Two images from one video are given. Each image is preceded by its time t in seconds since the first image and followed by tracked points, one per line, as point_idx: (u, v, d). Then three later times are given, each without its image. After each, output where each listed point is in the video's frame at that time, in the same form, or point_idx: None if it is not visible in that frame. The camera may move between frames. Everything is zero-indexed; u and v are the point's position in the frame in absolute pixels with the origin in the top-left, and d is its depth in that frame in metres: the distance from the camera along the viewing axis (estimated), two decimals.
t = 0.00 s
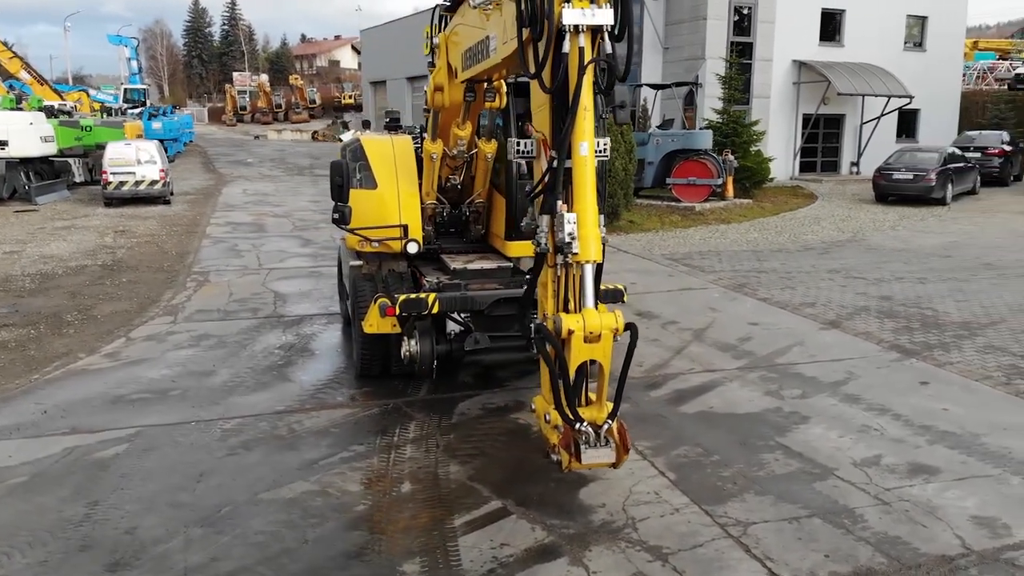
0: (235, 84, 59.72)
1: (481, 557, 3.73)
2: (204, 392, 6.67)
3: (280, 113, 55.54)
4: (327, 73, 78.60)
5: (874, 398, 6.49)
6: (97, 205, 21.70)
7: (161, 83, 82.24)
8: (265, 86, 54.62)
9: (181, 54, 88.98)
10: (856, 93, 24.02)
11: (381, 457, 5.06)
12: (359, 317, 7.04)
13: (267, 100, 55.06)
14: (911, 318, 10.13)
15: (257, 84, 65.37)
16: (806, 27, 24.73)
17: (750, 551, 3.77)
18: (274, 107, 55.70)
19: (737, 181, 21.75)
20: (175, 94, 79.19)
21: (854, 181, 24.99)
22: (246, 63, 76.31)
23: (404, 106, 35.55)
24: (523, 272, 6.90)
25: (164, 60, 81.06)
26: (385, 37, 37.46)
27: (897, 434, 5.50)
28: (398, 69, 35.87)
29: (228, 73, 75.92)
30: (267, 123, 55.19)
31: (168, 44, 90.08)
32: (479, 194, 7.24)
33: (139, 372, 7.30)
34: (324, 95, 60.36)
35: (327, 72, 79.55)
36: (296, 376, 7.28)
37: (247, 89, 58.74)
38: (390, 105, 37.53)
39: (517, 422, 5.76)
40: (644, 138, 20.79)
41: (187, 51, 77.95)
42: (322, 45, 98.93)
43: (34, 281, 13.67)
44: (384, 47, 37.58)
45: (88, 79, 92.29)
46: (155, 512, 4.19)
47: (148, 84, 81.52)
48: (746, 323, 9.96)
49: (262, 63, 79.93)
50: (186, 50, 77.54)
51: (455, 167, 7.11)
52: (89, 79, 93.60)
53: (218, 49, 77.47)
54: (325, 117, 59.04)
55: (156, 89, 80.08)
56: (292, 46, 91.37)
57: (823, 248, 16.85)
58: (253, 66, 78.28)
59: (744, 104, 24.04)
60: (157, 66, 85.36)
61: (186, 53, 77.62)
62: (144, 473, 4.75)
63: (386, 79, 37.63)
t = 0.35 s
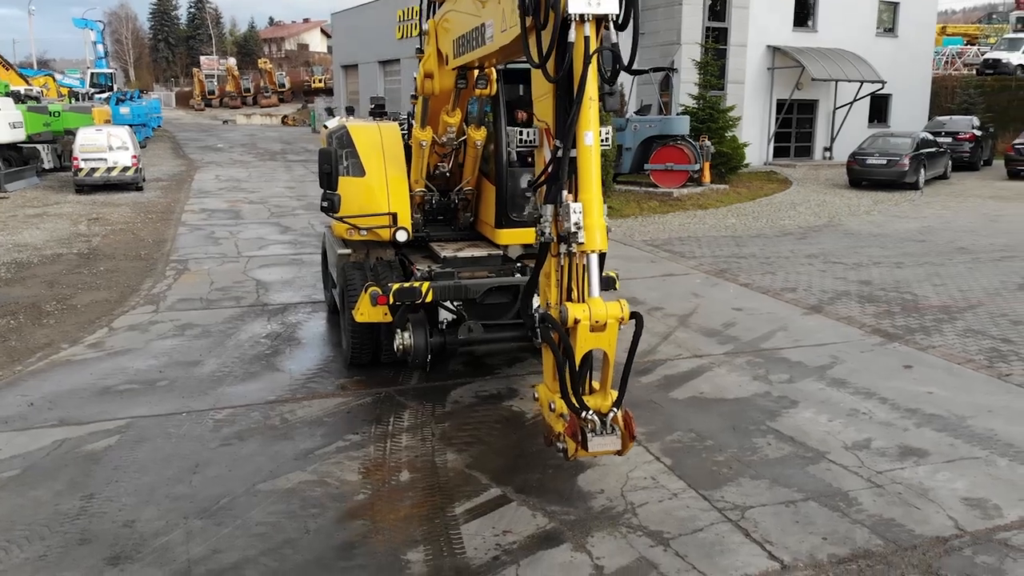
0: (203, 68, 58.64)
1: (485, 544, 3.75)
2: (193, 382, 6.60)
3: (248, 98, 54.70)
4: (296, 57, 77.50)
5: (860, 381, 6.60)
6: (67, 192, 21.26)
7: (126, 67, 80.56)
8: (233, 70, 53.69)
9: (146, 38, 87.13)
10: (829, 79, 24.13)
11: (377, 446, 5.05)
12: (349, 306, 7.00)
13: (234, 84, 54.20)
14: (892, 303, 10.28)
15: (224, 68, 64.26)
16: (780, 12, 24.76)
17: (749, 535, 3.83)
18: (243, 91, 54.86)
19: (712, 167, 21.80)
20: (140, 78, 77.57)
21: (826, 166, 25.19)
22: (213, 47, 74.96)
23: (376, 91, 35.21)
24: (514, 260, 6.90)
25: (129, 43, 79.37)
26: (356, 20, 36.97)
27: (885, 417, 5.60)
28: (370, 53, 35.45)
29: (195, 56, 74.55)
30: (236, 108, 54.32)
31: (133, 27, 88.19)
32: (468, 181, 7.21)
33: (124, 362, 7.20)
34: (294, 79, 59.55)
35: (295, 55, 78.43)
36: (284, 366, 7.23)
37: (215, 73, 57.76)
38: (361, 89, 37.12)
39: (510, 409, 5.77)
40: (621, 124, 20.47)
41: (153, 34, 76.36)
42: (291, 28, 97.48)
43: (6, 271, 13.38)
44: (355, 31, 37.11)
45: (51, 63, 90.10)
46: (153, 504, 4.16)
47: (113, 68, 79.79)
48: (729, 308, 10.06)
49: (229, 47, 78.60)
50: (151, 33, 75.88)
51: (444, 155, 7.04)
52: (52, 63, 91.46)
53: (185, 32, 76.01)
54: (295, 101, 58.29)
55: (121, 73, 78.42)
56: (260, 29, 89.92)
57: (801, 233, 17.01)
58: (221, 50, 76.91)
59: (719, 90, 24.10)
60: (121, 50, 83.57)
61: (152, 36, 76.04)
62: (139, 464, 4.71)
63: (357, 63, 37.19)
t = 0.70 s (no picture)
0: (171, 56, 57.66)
1: (489, 537, 3.77)
2: (182, 377, 6.53)
3: (217, 86, 53.89)
4: (265, 45, 76.43)
5: (847, 370, 6.70)
6: (38, 184, 20.84)
7: (91, 55, 78.93)
8: (201, 58, 52.79)
9: (111, 25, 85.38)
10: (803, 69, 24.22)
11: (374, 439, 5.04)
12: (340, 300, 6.96)
13: (203, 72, 53.34)
14: (872, 291, 10.43)
15: (192, 55, 63.15)
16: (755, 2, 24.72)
17: (750, 523, 3.88)
18: (211, 80, 54.03)
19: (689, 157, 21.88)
20: (106, 67, 76.08)
21: (800, 156, 25.38)
22: (181, 35, 73.65)
23: (349, 79, 34.86)
24: (503, 253, 6.91)
25: (93, 30, 77.75)
26: (328, 7, 36.45)
27: (874, 405, 5.69)
28: (342, 41, 35.02)
29: (162, 44, 73.19)
30: (205, 96, 53.48)
31: (98, 15, 86.38)
32: (458, 173, 7.18)
33: (110, 357, 7.10)
34: (263, 67, 58.72)
35: (264, 43, 77.34)
36: (274, 360, 7.18)
37: (182, 61, 56.78)
38: (333, 78, 36.69)
39: (504, 402, 5.78)
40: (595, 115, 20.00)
41: (118, 22, 74.83)
42: (260, 15, 95.99)
43: None
44: (327, 18, 36.62)
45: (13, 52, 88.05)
46: (152, 501, 4.12)
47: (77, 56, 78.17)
48: (714, 298, 10.14)
49: (197, 34, 77.28)
50: (117, 21, 74.36)
51: (433, 146, 6.97)
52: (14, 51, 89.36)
53: (151, 20, 74.53)
54: (266, 89, 57.51)
55: (86, 62, 76.85)
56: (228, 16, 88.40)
57: (780, 222, 17.16)
58: (189, 38, 75.59)
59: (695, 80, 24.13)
60: (86, 37, 81.83)
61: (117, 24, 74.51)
62: (134, 461, 4.66)
63: (329, 51, 36.72)
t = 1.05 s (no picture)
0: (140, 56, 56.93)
1: (494, 540, 3.78)
2: (172, 382, 6.46)
3: (188, 86, 53.26)
4: (236, 44, 75.65)
5: (836, 369, 6.78)
6: (10, 186, 20.48)
7: (58, 54, 77.67)
8: (171, 57, 52.15)
9: (78, 25, 84.09)
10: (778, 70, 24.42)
11: (371, 443, 5.02)
12: (332, 304, 6.92)
13: (173, 72, 52.72)
14: (855, 291, 10.55)
15: (162, 54, 62.35)
16: (730, 3, 24.88)
17: (751, 523, 3.92)
18: (181, 79, 53.39)
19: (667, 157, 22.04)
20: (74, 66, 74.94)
21: (775, 156, 25.60)
22: (150, 35, 72.74)
23: (323, 79, 34.65)
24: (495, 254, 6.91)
25: (60, 30, 76.53)
26: (301, 6, 36.17)
27: (865, 404, 5.77)
28: (316, 41, 34.78)
29: (131, 44, 72.19)
30: (176, 96, 52.86)
31: (66, 14, 85.06)
32: (449, 175, 7.18)
33: (97, 362, 7.01)
34: (233, 67, 58.14)
35: (235, 43, 76.63)
36: (264, 363, 7.12)
37: (152, 61, 56.07)
38: (307, 77, 36.42)
39: (499, 404, 5.78)
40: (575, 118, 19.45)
41: (85, 22, 73.73)
42: (230, 14, 94.85)
43: None
44: (300, 17, 36.36)
45: None
46: (150, 508, 4.08)
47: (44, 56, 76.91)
48: (700, 299, 10.21)
49: (167, 34, 76.39)
50: (84, 21, 73.25)
51: (424, 148, 6.94)
52: None
53: (119, 18, 73.49)
54: (237, 89, 56.97)
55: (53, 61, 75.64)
56: (198, 15, 87.35)
57: (760, 223, 17.32)
58: (158, 37, 74.68)
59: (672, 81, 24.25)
60: (53, 36, 80.53)
61: (85, 23, 73.40)
62: (129, 467, 4.60)
63: (302, 50, 36.44)
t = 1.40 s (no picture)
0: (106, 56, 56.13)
1: (498, 543, 3.79)
2: (161, 387, 6.38)
3: (155, 86, 52.58)
4: (204, 43, 74.81)
5: (823, 368, 6.88)
6: None
7: (21, 54, 76.25)
8: (137, 57, 51.42)
9: (42, 24, 82.61)
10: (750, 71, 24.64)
11: (368, 448, 5.00)
12: (322, 307, 6.89)
13: (140, 72, 52.01)
14: (836, 290, 10.69)
15: (127, 54, 61.45)
16: (702, 5, 25.01)
17: (751, 522, 3.97)
18: (148, 79, 52.57)
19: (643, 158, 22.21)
20: (38, 66, 73.64)
21: (748, 157, 25.85)
22: (116, 34, 71.68)
23: (293, 79, 34.44)
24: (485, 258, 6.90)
25: (23, 29, 75.22)
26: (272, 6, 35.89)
27: (854, 403, 5.86)
28: (288, 41, 34.52)
29: (97, 43, 71.07)
30: (142, 96, 52.13)
31: (29, 14, 83.58)
32: (437, 178, 7.17)
33: (82, 368, 6.90)
34: (202, 66, 57.48)
35: (203, 43, 75.75)
36: (252, 368, 7.06)
37: (118, 61, 55.25)
38: (277, 78, 36.09)
39: (492, 406, 5.80)
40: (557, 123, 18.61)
41: (49, 21, 72.47)
42: (198, 14, 93.81)
43: None
44: (271, 17, 36.07)
45: None
46: (148, 516, 4.04)
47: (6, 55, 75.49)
48: (684, 299, 10.30)
49: (134, 33, 75.35)
50: (48, 20, 72.02)
51: (413, 151, 6.93)
52: None
53: (85, 18, 72.32)
54: (205, 89, 56.31)
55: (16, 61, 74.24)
56: (165, 14, 86.17)
57: (737, 223, 17.48)
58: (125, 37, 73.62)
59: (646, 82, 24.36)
60: (16, 36, 79.09)
61: (49, 23, 72.16)
62: (124, 475, 4.55)
63: (272, 50, 36.14)
